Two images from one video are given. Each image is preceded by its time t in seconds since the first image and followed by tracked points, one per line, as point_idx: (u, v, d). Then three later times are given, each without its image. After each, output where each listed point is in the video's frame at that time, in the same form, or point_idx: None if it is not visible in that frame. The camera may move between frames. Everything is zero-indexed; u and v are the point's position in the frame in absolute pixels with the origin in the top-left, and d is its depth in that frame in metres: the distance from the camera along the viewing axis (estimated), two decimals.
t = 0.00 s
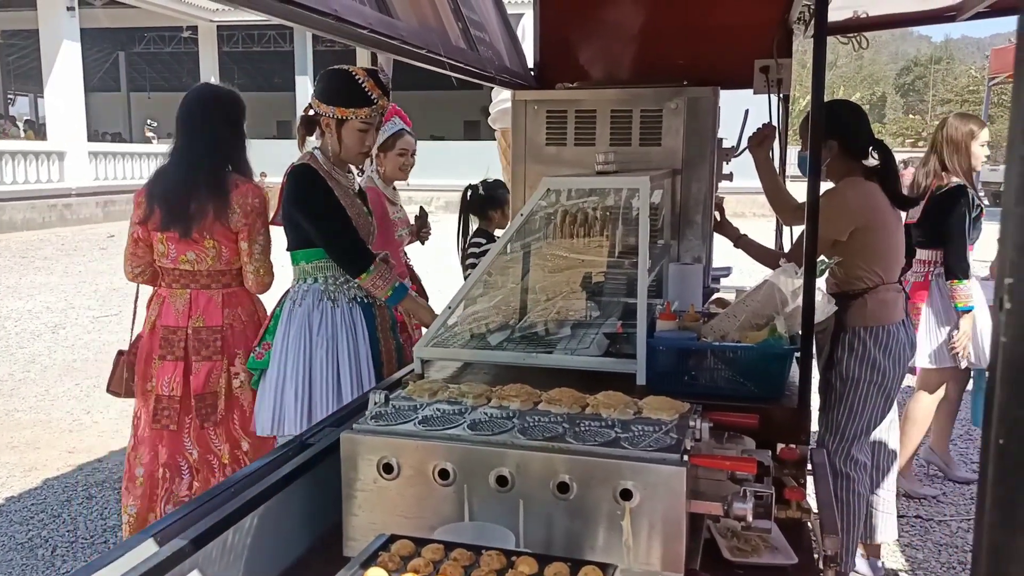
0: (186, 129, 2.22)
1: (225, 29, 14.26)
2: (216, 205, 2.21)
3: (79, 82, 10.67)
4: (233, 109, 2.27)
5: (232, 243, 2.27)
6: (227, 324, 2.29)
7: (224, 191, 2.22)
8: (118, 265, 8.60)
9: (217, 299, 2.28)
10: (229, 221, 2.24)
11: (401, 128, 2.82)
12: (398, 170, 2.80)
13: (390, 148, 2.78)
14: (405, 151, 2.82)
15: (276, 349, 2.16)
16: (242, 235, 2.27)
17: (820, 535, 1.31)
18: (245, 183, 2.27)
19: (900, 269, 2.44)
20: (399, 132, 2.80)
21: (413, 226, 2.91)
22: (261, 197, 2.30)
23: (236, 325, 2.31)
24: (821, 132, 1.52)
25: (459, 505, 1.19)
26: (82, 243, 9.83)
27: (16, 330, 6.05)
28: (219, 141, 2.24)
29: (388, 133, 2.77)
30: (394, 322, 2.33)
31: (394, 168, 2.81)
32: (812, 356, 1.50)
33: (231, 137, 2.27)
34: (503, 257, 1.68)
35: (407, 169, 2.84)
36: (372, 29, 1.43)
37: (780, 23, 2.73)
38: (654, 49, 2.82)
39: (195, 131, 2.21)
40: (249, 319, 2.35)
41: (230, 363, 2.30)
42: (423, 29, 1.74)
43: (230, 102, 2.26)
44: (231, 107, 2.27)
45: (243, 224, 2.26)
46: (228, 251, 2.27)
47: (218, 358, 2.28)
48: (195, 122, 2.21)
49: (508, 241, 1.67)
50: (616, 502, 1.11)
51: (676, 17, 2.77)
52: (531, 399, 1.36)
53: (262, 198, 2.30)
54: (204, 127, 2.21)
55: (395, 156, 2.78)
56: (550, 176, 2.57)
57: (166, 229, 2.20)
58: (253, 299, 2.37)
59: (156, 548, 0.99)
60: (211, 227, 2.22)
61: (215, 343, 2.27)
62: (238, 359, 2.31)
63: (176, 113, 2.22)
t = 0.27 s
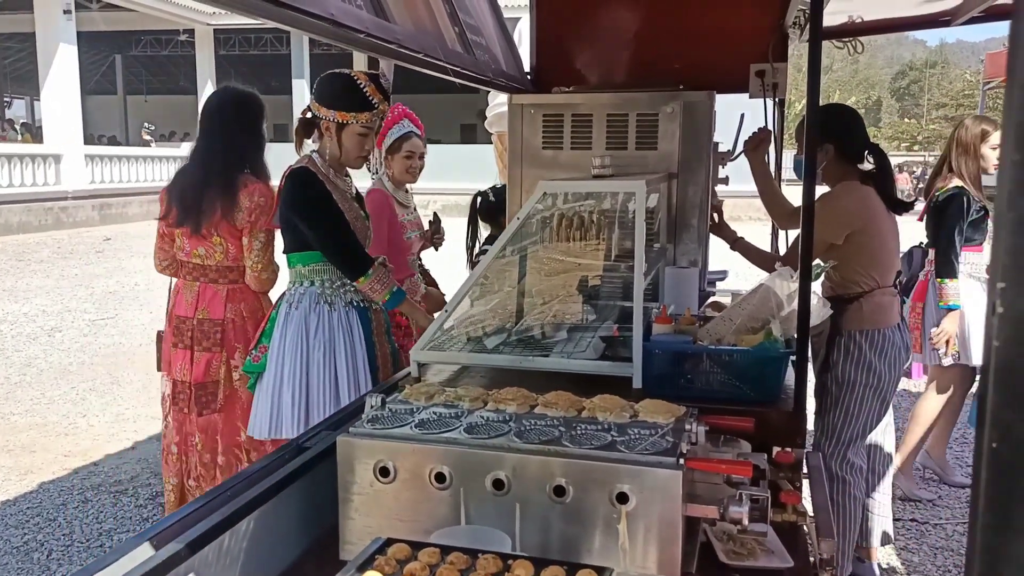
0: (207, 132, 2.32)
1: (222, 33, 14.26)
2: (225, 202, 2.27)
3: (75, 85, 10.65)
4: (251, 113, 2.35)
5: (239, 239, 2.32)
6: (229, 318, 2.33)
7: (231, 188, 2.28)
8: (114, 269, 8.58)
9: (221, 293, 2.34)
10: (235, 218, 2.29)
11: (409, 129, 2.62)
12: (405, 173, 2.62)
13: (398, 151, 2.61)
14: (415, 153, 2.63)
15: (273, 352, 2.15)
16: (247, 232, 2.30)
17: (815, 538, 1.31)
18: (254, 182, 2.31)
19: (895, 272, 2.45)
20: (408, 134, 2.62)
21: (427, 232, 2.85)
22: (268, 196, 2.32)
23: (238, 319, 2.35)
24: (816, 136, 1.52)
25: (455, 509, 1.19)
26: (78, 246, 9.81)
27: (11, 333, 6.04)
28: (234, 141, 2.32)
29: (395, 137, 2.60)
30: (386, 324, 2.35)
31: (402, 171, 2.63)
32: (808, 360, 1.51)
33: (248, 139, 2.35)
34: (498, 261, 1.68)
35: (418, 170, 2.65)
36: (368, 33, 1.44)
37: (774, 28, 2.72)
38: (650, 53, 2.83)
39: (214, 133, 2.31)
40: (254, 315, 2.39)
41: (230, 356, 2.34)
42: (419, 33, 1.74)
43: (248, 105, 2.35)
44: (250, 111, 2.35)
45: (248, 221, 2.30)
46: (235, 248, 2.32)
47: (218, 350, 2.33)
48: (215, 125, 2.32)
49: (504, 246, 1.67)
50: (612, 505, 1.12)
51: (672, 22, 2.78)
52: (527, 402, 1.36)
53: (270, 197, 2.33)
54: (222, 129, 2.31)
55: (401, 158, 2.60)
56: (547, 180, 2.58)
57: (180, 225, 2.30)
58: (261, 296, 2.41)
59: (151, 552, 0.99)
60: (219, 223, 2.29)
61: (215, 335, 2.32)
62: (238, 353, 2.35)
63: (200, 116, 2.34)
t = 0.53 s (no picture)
0: (218, 140, 2.42)
1: (219, 36, 14.27)
2: (227, 209, 2.36)
3: (71, 89, 10.65)
4: (256, 122, 2.43)
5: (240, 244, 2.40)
6: (227, 319, 2.43)
7: (233, 196, 2.36)
8: (110, 272, 8.57)
9: (223, 294, 2.43)
10: (235, 224, 2.37)
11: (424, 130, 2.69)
12: (420, 174, 2.69)
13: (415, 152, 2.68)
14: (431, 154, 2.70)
15: (267, 356, 2.15)
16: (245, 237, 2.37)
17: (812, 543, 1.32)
18: (255, 189, 2.38)
19: (891, 276, 2.45)
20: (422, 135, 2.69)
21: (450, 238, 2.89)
22: (266, 202, 2.37)
23: (235, 321, 2.43)
24: (812, 141, 1.53)
25: (452, 513, 1.19)
26: (74, 249, 9.79)
27: (6, 337, 6.02)
28: (239, 150, 2.39)
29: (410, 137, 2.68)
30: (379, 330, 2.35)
31: (417, 172, 2.70)
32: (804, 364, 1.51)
33: (255, 147, 2.42)
34: (495, 265, 1.69)
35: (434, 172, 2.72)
36: (366, 37, 1.44)
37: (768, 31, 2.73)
38: (646, 58, 2.84)
39: (223, 142, 2.41)
40: (253, 318, 2.45)
41: (225, 355, 2.43)
42: (416, 37, 1.75)
43: (253, 115, 2.42)
44: (255, 120, 2.43)
45: (246, 227, 2.37)
46: (235, 253, 2.40)
47: (214, 349, 2.42)
48: (224, 134, 2.41)
49: (501, 249, 1.68)
50: (609, 510, 1.12)
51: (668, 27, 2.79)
52: (524, 407, 1.36)
53: (268, 204, 2.37)
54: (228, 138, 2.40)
55: (416, 159, 2.68)
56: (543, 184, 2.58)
57: (191, 230, 2.42)
58: (261, 300, 2.46)
59: (147, 558, 0.99)
60: (222, 229, 2.38)
61: (213, 335, 2.42)
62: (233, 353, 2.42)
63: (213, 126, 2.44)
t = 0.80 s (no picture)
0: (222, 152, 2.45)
1: (215, 39, 14.27)
2: (237, 216, 2.37)
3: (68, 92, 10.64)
4: (259, 131, 2.46)
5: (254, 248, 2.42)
6: (252, 319, 2.45)
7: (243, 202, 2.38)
8: (106, 276, 8.56)
9: (247, 296, 2.47)
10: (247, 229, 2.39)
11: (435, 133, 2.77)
12: (432, 175, 2.77)
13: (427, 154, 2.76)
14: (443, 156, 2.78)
15: (266, 365, 2.14)
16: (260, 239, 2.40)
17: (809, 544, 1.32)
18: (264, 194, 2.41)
19: (886, 276, 2.46)
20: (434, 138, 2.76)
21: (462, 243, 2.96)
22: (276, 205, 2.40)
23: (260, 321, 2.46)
24: (807, 142, 1.53)
25: (450, 515, 1.19)
26: (70, 253, 9.77)
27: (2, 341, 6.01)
28: (246, 159, 2.42)
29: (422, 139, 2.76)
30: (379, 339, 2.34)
31: (429, 174, 2.78)
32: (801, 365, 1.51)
33: (261, 154, 2.46)
34: (492, 266, 1.69)
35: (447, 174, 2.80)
36: (361, 40, 1.45)
37: (764, 35, 2.75)
38: (642, 60, 2.84)
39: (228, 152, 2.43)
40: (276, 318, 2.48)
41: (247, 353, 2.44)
42: (412, 40, 1.75)
43: (255, 123, 2.46)
44: (258, 129, 2.46)
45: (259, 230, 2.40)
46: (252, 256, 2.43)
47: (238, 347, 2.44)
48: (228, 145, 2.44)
49: (498, 250, 1.69)
50: (606, 512, 1.12)
51: (663, 29, 2.80)
52: (521, 409, 1.36)
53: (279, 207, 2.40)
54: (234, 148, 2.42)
55: (428, 161, 2.76)
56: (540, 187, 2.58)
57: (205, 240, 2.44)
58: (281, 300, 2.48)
59: (145, 561, 0.99)
60: (236, 234, 2.40)
61: (239, 334, 2.45)
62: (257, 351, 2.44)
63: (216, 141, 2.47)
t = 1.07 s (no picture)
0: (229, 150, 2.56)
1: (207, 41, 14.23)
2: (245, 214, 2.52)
3: (59, 94, 10.59)
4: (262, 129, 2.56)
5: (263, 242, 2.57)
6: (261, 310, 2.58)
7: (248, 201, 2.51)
8: (98, 278, 8.52)
9: (255, 288, 2.59)
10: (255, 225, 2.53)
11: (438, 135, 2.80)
12: (435, 177, 2.79)
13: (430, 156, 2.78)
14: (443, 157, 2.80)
15: (257, 376, 2.11)
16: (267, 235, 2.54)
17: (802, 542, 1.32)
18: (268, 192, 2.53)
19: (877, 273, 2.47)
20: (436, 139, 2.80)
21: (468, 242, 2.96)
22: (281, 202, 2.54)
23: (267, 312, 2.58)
24: (798, 141, 1.54)
25: (443, 515, 1.19)
26: (62, 256, 9.73)
27: None
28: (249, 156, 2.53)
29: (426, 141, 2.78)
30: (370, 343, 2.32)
31: (434, 175, 2.80)
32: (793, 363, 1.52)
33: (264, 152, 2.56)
34: (485, 266, 1.69)
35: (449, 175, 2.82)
36: (353, 40, 1.45)
37: (756, 34, 2.76)
38: (633, 60, 2.84)
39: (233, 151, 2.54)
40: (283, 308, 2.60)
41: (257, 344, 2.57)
42: (404, 41, 1.75)
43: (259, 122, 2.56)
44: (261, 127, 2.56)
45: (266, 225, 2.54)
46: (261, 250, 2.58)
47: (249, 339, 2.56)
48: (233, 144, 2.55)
49: (491, 250, 1.68)
50: (600, 510, 1.12)
51: (655, 29, 2.80)
52: (515, 408, 1.36)
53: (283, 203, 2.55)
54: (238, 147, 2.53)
55: (431, 162, 2.78)
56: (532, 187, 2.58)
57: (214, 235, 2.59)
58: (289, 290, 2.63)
59: (138, 562, 0.98)
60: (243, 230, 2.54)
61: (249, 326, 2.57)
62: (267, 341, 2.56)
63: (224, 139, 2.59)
